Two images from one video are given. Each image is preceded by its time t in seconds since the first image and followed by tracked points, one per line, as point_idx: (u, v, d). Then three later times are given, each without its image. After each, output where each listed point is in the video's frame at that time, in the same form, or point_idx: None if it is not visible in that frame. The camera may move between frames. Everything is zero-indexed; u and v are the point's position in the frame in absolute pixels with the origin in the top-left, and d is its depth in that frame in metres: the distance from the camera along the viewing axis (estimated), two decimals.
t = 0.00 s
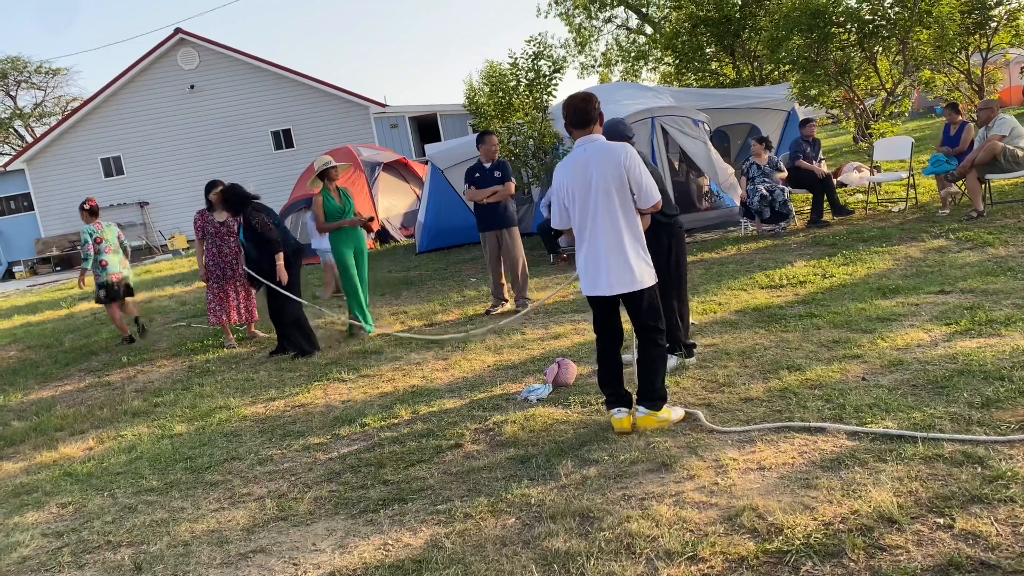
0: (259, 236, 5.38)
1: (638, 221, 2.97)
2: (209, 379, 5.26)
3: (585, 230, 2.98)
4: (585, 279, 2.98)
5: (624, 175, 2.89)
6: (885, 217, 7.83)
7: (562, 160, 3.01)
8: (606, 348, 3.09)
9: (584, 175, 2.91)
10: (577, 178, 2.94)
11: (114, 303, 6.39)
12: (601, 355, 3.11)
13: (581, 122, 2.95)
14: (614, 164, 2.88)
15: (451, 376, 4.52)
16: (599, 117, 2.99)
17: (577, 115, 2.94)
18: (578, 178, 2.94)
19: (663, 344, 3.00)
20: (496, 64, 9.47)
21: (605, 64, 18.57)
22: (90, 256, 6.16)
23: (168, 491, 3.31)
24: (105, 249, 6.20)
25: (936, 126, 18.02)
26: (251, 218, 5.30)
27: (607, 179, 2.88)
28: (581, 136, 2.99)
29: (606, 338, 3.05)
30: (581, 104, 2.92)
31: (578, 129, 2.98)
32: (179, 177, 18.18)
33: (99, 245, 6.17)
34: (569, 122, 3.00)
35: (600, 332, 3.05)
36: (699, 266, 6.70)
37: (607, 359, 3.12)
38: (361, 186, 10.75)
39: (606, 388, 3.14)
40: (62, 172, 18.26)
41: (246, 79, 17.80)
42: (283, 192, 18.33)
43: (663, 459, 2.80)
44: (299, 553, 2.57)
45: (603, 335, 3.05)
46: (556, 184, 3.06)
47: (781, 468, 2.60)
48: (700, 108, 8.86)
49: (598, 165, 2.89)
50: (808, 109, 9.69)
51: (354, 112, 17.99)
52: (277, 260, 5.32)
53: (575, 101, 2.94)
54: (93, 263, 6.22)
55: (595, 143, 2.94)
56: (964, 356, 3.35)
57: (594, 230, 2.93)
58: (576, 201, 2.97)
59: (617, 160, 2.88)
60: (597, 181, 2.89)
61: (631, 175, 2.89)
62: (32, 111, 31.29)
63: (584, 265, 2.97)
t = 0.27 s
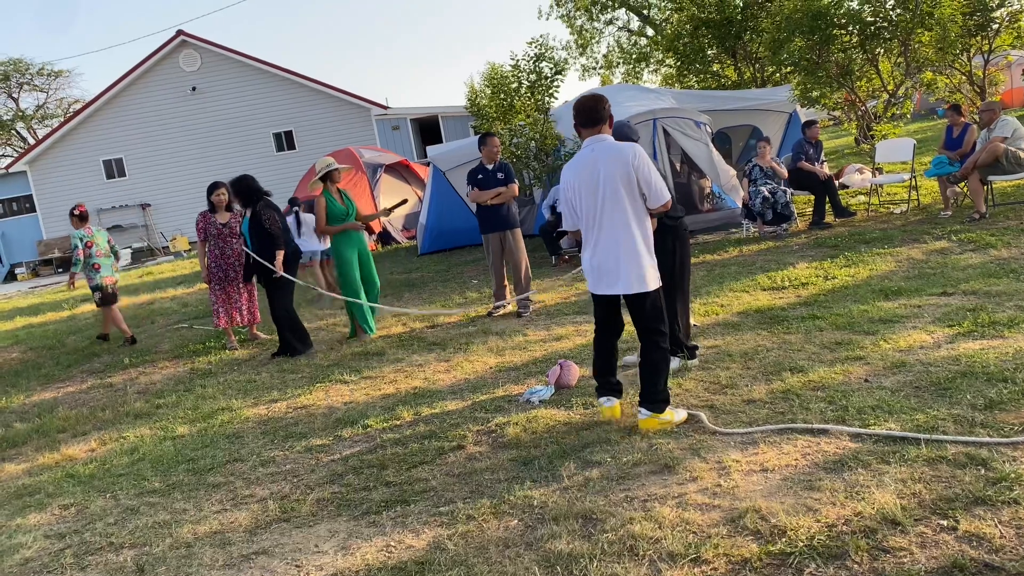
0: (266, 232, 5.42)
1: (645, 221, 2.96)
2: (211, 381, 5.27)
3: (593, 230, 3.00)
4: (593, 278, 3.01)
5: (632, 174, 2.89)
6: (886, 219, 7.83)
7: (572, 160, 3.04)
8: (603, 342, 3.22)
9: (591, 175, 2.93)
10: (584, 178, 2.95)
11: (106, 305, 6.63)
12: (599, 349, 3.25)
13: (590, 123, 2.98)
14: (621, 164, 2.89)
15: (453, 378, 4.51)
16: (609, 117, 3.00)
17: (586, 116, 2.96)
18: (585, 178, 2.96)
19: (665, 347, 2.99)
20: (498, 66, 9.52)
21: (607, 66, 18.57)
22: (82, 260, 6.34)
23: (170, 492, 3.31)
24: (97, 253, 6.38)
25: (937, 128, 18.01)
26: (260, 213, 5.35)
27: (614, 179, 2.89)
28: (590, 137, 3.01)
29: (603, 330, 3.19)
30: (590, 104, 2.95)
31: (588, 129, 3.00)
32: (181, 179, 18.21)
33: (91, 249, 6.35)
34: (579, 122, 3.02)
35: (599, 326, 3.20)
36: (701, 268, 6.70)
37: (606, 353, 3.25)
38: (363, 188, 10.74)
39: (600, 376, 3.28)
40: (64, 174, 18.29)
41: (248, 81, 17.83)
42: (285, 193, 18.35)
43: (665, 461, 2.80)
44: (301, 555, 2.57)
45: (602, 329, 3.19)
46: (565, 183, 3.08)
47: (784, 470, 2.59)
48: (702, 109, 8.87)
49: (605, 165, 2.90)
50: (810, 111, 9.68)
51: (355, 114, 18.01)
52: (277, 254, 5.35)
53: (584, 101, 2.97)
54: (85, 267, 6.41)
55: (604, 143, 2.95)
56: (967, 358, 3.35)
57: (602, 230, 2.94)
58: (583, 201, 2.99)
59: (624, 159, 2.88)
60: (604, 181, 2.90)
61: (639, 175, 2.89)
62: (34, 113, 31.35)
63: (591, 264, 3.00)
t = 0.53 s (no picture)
0: (273, 230, 5.42)
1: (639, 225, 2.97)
2: (214, 383, 5.28)
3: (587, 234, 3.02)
4: (588, 282, 3.03)
5: (622, 180, 2.90)
6: (889, 221, 7.82)
7: (566, 165, 3.05)
8: (598, 352, 3.22)
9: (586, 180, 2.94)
10: (579, 184, 2.97)
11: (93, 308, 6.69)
12: (593, 360, 3.24)
13: (585, 128, 2.99)
14: (614, 169, 2.90)
15: (455, 380, 4.52)
16: (604, 123, 3.02)
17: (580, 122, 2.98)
18: (579, 184, 2.97)
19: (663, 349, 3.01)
20: (499, 69, 9.52)
21: (608, 68, 18.58)
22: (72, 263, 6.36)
23: (173, 494, 3.32)
24: (86, 256, 6.42)
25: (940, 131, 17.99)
26: (269, 211, 5.37)
27: (607, 184, 2.90)
28: (585, 142, 3.02)
29: (596, 338, 3.18)
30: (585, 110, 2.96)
31: (583, 134, 3.01)
32: (183, 181, 18.24)
33: (81, 252, 6.39)
34: (575, 128, 3.04)
35: (593, 336, 3.19)
36: (703, 270, 6.70)
37: (600, 362, 3.25)
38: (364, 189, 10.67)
39: (593, 384, 3.28)
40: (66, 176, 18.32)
41: (250, 83, 17.87)
42: (287, 195, 18.37)
43: (668, 463, 2.80)
44: (304, 557, 2.57)
45: (596, 339, 3.19)
46: (560, 188, 3.09)
47: (787, 472, 2.59)
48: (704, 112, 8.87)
49: (599, 170, 2.91)
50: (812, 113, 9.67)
51: (357, 116, 18.05)
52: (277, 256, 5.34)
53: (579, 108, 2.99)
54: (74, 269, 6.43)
55: (597, 148, 2.96)
56: (970, 360, 3.35)
57: (596, 234, 2.96)
58: (578, 205, 3.01)
59: (617, 164, 2.89)
60: (596, 186, 2.92)
61: (632, 180, 2.89)
62: (36, 115, 31.42)
63: (587, 268, 3.01)
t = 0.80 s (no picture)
0: (279, 231, 5.45)
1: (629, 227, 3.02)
2: (216, 385, 5.28)
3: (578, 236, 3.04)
4: (580, 283, 3.04)
5: (611, 182, 2.95)
6: (891, 223, 7.81)
7: (556, 170, 3.09)
8: (596, 355, 3.24)
9: (578, 182, 2.98)
10: (570, 185, 3.00)
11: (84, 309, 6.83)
12: (591, 362, 3.26)
13: (575, 133, 3.05)
14: (605, 171, 2.95)
15: (458, 382, 4.52)
16: (593, 128, 3.08)
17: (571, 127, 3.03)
18: (571, 186, 3.00)
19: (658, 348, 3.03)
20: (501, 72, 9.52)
21: (610, 71, 18.59)
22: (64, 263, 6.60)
23: (176, 496, 3.32)
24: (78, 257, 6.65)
25: (942, 133, 17.97)
26: (276, 212, 5.38)
27: (598, 185, 2.95)
28: (575, 147, 3.08)
29: (593, 341, 3.20)
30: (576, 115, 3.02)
31: (573, 138, 3.07)
32: (185, 183, 18.28)
33: (73, 253, 6.62)
34: (565, 133, 3.09)
35: (589, 339, 3.21)
36: (705, 272, 6.70)
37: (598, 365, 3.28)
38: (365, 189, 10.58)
39: (593, 387, 3.29)
40: (69, 179, 18.35)
41: (253, 85, 17.91)
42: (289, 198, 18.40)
43: (671, 465, 2.80)
44: (307, 559, 2.58)
45: (592, 343, 3.21)
46: (550, 192, 3.12)
47: (791, 474, 2.59)
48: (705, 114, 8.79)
49: (590, 172, 2.96)
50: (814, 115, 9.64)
51: (360, 118, 18.09)
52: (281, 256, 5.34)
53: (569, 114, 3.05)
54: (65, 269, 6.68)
55: (588, 151, 3.01)
56: (974, 362, 3.34)
57: (588, 235, 2.98)
58: (569, 207, 3.04)
59: (608, 166, 2.95)
60: (585, 188, 2.96)
61: (622, 182, 2.95)
62: (39, 118, 31.50)
63: (578, 270, 3.03)
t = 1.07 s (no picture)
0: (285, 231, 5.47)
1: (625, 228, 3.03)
2: (218, 387, 5.28)
3: (575, 237, 3.04)
4: (576, 284, 3.03)
5: (608, 185, 2.96)
6: (894, 225, 7.81)
7: (552, 171, 3.08)
8: (595, 356, 3.26)
9: (576, 184, 2.98)
10: (568, 187, 3.00)
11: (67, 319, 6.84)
12: (590, 364, 3.27)
13: (572, 135, 3.05)
14: (602, 172, 2.96)
15: (460, 385, 4.52)
16: (589, 131, 3.10)
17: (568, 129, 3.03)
18: (569, 187, 3.00)
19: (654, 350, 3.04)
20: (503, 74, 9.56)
21: (612, 73, 18.61)
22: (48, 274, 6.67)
23: (178, 498, 3.32)
24: (61, 267, 6.74)
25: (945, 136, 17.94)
26: (284, 212, 5.44)
27: (596, 187, 2.96)
28: (572, 149, 3.08)
29: (591, 343, 3.21)
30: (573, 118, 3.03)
31: (569, 141, 3.07)
32: (188, 186, 18.31)
33: (55, 264, 6.70)
34: (562, 135, 3.08)
35: (588, 340, 3.23)
36: (708, 274, 6.69)
37: (598, 367, 3.29)
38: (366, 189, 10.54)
39: (594, 389, 3.30)
40: (71, 181, 18.39)
41: (255, 88, 17.94)
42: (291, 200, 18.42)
43: (674, 468, 2.79)
44: (309, 561, 2.58)
45: (591, 343, 3.22)
46: (546, 194, 3.11)
47: (794, 477, 2.59)
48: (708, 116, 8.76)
49: (589, 173, 2.97)
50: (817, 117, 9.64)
51: (362, 121, 18.11)
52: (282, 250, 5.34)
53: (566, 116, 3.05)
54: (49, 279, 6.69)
55: (585, 154, 3.02)
56: (977, 365, 3.34)
57: (585, 236, 2.99)
58: (567, 209, 3.03)
59: (605, 168, 2.96)
60: (582, 189, 2.97)
61: (619, 183, 2.98)
62: (42, 120, 31.60)
63: (575, 271, 3.02)
